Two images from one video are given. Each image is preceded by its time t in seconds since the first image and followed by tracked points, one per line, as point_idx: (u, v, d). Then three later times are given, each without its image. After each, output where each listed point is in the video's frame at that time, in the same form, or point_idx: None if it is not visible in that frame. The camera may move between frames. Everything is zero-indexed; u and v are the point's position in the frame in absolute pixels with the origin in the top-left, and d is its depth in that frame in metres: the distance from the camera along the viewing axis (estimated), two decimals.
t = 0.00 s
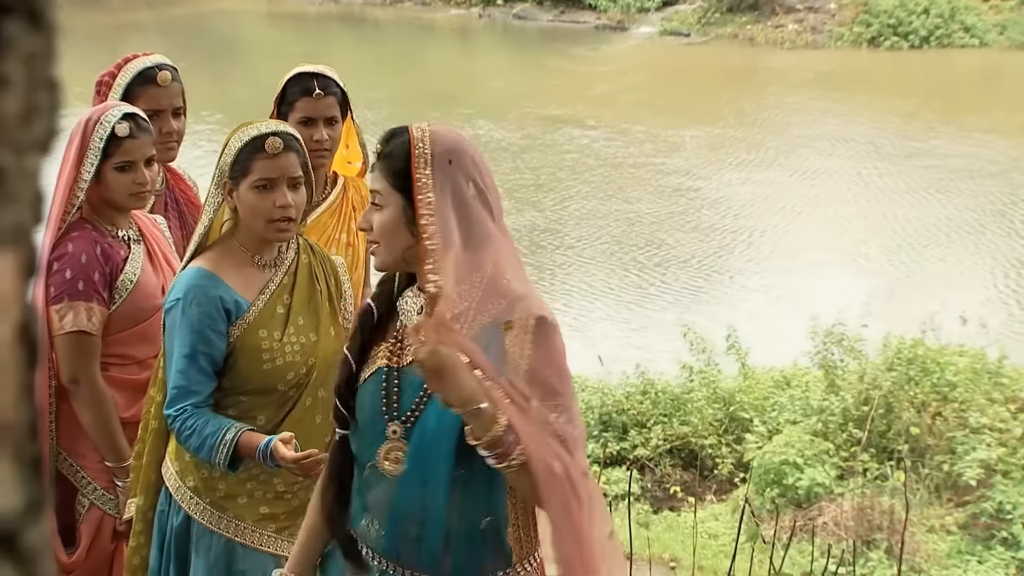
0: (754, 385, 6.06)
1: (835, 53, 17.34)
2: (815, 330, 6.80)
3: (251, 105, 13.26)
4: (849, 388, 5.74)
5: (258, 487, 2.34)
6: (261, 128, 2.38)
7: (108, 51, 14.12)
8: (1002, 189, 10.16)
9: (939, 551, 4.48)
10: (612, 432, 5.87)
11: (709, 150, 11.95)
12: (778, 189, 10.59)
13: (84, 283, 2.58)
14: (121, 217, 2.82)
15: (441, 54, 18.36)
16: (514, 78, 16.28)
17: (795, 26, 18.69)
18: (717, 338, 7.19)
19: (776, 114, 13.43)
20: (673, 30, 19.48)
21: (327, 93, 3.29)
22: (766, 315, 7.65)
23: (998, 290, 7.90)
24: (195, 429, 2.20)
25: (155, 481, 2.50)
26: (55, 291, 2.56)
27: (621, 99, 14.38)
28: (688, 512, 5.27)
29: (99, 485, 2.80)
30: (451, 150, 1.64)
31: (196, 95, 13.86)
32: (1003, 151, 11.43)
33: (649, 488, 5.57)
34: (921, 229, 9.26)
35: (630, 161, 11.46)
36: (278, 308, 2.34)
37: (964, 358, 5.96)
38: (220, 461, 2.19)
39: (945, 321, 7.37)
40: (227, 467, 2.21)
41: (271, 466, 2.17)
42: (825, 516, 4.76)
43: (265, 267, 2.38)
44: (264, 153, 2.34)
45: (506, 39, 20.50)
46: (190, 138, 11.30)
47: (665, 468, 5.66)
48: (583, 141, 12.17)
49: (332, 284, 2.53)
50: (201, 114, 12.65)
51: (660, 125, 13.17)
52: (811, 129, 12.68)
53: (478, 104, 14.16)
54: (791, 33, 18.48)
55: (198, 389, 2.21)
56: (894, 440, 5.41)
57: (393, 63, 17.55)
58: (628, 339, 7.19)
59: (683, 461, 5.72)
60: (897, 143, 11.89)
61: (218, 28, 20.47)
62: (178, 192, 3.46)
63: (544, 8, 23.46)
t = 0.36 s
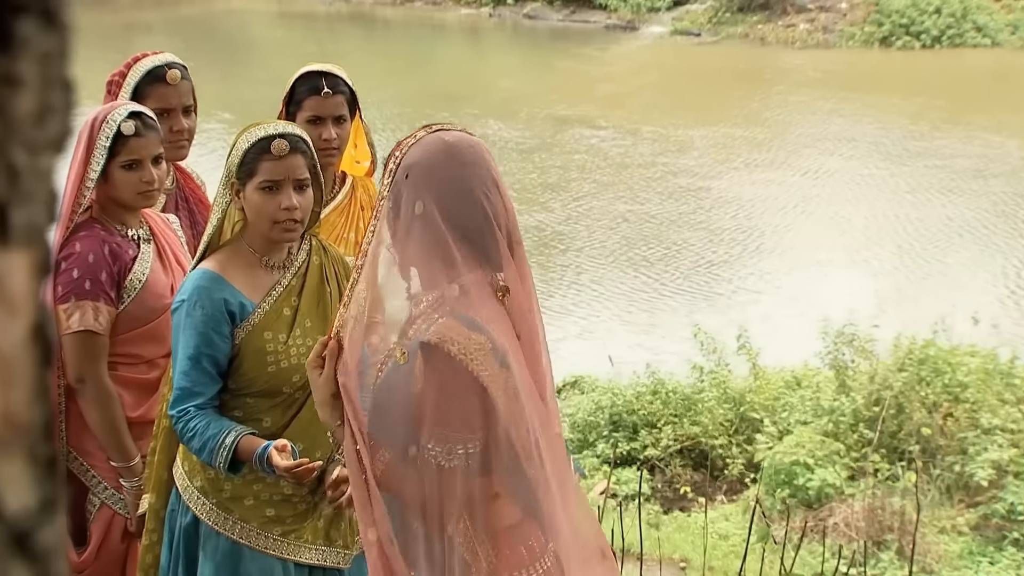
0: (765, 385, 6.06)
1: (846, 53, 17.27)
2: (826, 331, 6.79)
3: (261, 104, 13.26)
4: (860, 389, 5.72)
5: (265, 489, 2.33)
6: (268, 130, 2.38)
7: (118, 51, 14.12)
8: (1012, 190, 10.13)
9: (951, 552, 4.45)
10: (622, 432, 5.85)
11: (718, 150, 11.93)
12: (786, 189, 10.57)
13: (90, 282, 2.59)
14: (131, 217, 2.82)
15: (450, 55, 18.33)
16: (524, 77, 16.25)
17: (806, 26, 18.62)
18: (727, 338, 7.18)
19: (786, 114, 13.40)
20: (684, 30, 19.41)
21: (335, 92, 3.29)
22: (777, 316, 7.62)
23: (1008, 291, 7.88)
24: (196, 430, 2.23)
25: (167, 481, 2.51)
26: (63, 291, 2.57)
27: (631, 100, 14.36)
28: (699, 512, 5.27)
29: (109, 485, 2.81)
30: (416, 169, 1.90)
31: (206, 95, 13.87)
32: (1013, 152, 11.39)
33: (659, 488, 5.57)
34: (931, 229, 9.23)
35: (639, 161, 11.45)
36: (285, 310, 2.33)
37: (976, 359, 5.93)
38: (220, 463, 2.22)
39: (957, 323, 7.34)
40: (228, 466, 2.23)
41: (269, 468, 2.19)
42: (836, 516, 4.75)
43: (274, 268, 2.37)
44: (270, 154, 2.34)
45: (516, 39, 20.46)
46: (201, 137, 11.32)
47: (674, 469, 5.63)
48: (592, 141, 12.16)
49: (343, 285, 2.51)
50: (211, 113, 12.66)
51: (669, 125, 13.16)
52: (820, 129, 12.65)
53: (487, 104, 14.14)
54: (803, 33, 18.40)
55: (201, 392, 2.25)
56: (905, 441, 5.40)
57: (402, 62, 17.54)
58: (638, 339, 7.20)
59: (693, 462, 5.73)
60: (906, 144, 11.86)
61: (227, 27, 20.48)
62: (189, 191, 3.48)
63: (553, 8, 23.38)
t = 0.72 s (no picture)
0: (775, 385, 6.06)
1: (857, 53, 17.22)
2: (836, 331, 6.78)
3: (270, 104, 13.27)
4: (870, 390, 5.71)
5: (268, 492, 2.34)
6: (272, 131, 2.39)
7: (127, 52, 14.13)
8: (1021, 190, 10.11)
9: (962, 553, 4.45)
10: (632, 432, 5.85)
11: (726, 150, 11.91)
12: (793, 189, 10.56)
13: (97, 282, 2.60)
14: (138, 217, 2.82)
15: (459, 55, 18.31)
16: (533, 77, 16.24)
17: (817, 26, 18.57)
18: (737, 339, 7.18)
19: (795, 115, 13.38)
20: (694, 30, 19.35)
21: (342, 91, 3.29)
22: (788, 317, 7.61)
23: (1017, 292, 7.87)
24: (200, 432, 2.24)
25: (173, 478, 2.51)
26: (70, 291, 2.58)
27: (640, 100, 14.34)
28: (709, 513, 5.27)
29: (119, 484, 2.82)
30: (376, 190, 1.99)
31: (215, 95, 13.87)
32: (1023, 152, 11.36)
33: (668, 489, 5.55)
34: (939, 230, 9.22)
35: (647, 161, 11.45)
36: (289, 311, 2.33)
37: (987, 360, 5.93)
38: (224, 465, 2.23)
39: (968, 324, 7.33)
40: (230, 468, 2.24)
41: (271, 472, 2.20)
42: (846, 517, 4.75)
43: (279, 270, 2.37)
44: (273, 157, 2.35)
45: (525, 39, 20.42)
46: (210, 137, 11.34)
47: (684, 469, 5.60)
48: (600, 142, 12.15)
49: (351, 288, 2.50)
50: (220, 113, 12.67)
51: (677, 126, 13.14)
52: (828, 129, 12.63)
53: (496, 104, 14.13)
54: (813, 33, 18.35)
55: (205, 394, 2.26)
56: (916, 442, 5.39)
57: (411, 62, 17.53)
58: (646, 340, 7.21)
59: (703, 462, 5.73)
60: (915, 144, 11.83)
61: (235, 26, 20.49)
62: (196, 189, 3.48)
63: (563, 7, 23.35)
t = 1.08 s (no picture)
0: (781, 386, 6.05)
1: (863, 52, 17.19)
2: (842, 331, 6.77)
3: (276, 103, 13.26)
4: (877, 390, 5.70)
5: (263, 492, 2.34)
6: (270, 131, 2.39)
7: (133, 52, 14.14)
8: None
9: (969, 554, 4.45)
10: (638, 433, 5.85)
11: (732, 150, 11.90)
12: (798, 190, 10.55)
13: (102, 281, 2.60)
14: (142, 216, 2.83)
15: (465, 55, 18.30)
16: (540, 77, 16.22)
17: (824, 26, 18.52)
18: (743, 339, 7.17)
19: (801, 115, 13.36)
20: (700, 29, 19.34)
21: (346, 90, 3.30)
22: (795, 317, 7.60)
23: None
24: (195, 430, 2.25)
25: (174, 476, 2.51)
26: (75, 291, 2.58)
27: (646, 100, 14.32)
28: (715, 512, 5.27)
29: (126, 483, 2.82)
30: (400, 185, 2.01)
31: (220, 94, 13.88)
32: None
33: (675, 489, 5.55)
34: (945, 231, 9.21)
35: (652, 161, 11.44)
36: (285, 311, 2.33)
37: (993, 360, 5.92)
38: (218, 465, 2.23)
39: (975, 324, 7.31)
40: (225, 468, 2.24)
41: (264, 474, 2.21)
42: (853, 517, 4.76)
43: (276, 270, 2.37)
44: (270, 158, 2.35)
45: (531, 38, 20.40)
46: (216, 136, 11.34)
47: (690, 469, 5.63)
48: (606, 142, 12.14)
49: (350, 289, 2.50)
50: (226, 113, 12.67)
51: (682, 126, 13.13)
52: (834, 129, 12.62)
53: (502, 104, 14.13)
54: (820, 33, 18.31)
55: (199, 393, 2.26)
56: (923, 442, 5.39)
57: (417, 62, 17.53)
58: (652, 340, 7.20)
59: (709, 462, 5.72)
60: (920, 144, 11.81)
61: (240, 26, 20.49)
62: (199, 188, 3.48)
63: (569, 8, 23.32)
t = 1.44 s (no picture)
0: (782, 386, 6.05)
1: (865, 52, 17.19)
2: (844, 332, 6.76)
3: (277, 103, 13.27)
4: (878, 390, 5.70)
5: (257, 493, 2.35)
6: (265, 133, 2.38)
7: (135, 53, 14.15)
8: None
9: (970, 554, 4.45)
10: (639, 432, 5.85)
11: (733, 149, 11.90)
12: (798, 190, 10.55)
13: (101, 281, 2.60)
14: (141, 217, 2.83)
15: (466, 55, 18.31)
16: (541, 77, 16.23)
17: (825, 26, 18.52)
18: (744, 339, 7.17)
19: (802, 115, 13.36)
20: (701, 30, 19.36)
21: (344, 90, 3.29)
22: (797, 317, 7.60)
23: None
24: (191, 432, 2.26)
25: (170, 476, 2.52)
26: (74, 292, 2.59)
27: (647, 101, 14.32)
28: (716, 513, 5.27)
29: (126, 483, 2.82)
30: (457, 174, 1.97)
31: (222, 94, 13.87)
32: None
33: (676, 489, 5.55)
34: (945, 231, 9.20)
35: (653, 161, 11.44)
36: (280, 312, 2.33)
37: (994, 360, 5.92)
38: (213, 467, 2.24)
39: (976, 325, 7.31)
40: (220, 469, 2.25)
41: (259, 476, 2.23)
42: (854, 518, 4.76)
43: (271, 271, 2.38)
44: (266, 159, 2.35)
45: (532, 38, 20.39)
46: (217, 136, 11.35)
47: (692, 469, 5.60)
48: (606, 142, 12.15)
49: (344, 289, 2.50)
50: (227, 113, 12.67)
51: (683, 127, 13.14)
52: (835, 129, 12.61)
53: (503, 104, 14.13)
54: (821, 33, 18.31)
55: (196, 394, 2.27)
56: (923, 442, 5.39)
57: (417, 62, 17.52)
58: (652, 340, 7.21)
59: (710, 462, 5.71)
60: (921, 145, 11.82)
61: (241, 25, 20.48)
62: (199, 188, 3.49)
63: (571, 9, 23.37)
